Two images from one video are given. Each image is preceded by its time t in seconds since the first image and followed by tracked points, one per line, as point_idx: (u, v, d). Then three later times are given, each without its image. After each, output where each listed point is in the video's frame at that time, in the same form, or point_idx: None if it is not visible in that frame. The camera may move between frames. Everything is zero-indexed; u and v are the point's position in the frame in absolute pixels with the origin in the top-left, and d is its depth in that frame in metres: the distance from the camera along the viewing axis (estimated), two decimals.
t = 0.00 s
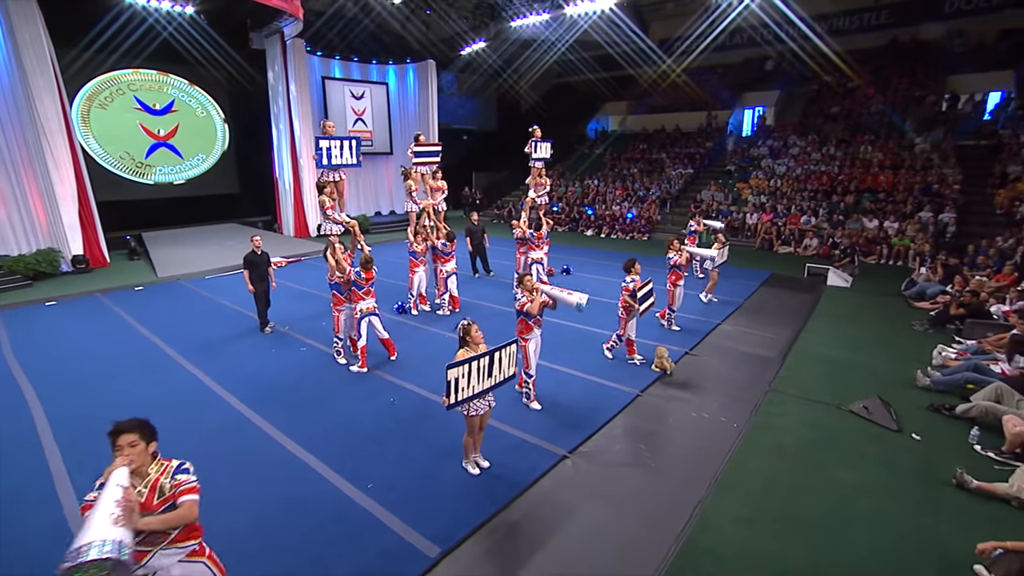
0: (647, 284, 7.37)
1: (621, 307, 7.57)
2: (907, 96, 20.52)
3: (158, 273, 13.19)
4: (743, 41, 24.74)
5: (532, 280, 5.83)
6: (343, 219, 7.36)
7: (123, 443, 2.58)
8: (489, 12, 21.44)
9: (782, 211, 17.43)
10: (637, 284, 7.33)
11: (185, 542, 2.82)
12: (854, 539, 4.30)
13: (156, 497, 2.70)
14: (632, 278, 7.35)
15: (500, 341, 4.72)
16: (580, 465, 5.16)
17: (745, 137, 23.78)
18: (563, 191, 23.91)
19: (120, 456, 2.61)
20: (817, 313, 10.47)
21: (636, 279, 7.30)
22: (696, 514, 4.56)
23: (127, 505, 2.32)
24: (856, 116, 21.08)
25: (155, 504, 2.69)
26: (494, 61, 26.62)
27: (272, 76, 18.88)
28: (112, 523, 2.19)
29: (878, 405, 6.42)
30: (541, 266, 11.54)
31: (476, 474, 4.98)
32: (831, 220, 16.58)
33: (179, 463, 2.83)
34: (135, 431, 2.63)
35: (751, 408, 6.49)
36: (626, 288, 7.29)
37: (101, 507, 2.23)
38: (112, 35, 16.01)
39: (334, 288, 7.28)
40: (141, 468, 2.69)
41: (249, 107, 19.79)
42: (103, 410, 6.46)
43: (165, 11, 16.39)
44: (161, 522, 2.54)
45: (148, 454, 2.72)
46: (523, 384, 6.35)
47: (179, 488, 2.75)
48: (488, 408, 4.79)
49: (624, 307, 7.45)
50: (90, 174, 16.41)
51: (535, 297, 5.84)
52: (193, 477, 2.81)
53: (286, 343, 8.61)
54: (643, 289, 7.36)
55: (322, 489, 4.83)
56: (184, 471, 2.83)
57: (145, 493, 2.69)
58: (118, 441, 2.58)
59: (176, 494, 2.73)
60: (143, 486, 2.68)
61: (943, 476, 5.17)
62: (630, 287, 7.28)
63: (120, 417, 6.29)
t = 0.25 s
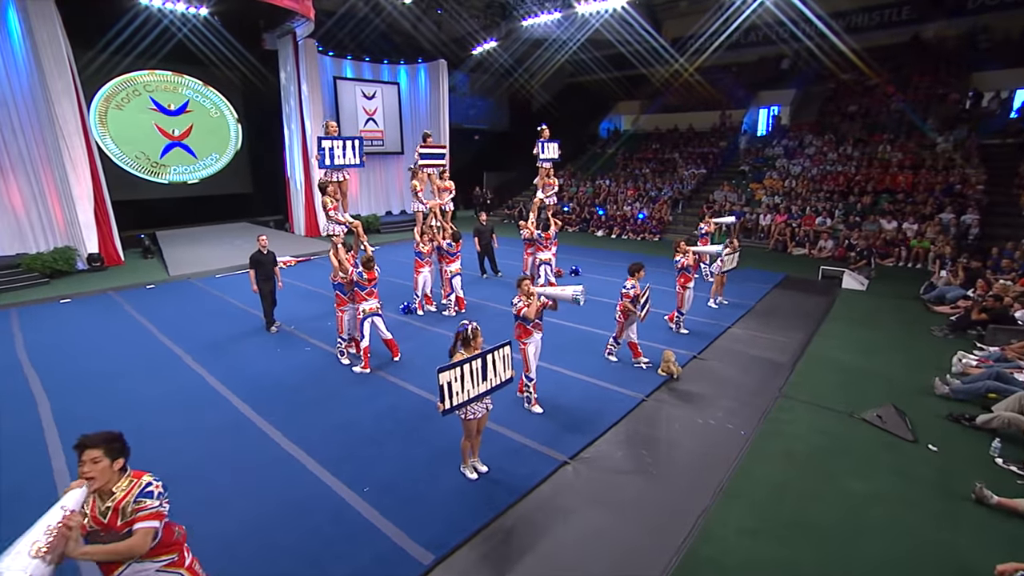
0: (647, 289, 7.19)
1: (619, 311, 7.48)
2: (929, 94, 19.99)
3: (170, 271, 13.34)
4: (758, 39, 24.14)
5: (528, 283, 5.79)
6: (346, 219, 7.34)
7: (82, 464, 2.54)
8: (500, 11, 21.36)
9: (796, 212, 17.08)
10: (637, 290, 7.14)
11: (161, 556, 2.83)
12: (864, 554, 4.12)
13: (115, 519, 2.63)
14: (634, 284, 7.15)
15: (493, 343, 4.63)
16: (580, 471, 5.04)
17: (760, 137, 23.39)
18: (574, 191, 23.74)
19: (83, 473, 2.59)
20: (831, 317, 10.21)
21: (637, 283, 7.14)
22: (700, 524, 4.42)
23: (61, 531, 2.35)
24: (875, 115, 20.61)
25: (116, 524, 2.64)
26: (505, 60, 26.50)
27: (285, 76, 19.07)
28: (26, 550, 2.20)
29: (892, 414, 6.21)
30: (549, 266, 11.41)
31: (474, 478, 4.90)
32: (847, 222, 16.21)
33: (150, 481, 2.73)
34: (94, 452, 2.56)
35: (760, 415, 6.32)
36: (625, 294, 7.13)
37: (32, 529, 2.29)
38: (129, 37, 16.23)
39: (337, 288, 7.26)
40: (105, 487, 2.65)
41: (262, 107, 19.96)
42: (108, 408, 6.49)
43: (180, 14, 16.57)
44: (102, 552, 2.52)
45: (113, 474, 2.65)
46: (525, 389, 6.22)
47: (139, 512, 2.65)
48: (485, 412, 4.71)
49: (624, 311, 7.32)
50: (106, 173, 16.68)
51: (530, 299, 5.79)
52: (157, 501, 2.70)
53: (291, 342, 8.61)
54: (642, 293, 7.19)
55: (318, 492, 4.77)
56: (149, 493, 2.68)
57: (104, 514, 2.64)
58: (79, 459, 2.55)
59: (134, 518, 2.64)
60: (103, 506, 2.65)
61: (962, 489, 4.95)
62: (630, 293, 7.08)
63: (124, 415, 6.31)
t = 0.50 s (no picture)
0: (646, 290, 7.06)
1: (619, 313, 7.34)
2: (953, 92, 19.42)
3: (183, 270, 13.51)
4: (775, 37, 24.09)
5: (528, 283, 5.68)
6: (349, 219, 7.43)
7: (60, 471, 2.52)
8: (513, 11, 21.28)
9: (812, 213, 16.73)
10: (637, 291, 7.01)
11: (142, 563, 2.82)
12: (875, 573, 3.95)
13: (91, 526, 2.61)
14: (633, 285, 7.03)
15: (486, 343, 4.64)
16: (581, 477, 4.94)
17: (776, 136, 22.97)
18: (586, 191, 23.57)
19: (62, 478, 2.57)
20: (847, 321, 9.94)
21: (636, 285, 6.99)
22: (702, 536, 4.28)
23: (30, 540, 2.36)
24: (896, 114, 20.10)
25: (95, 530, 2.62)
26: (518, 58, 26.33)
27: (298, 76, 19.18)
28: None
29: (909, 423, 6.00)
30: (558, 268, 11.29)
31: (472, 483, 4.82)
32: (865, 223, 15.82)
33: (133, 487, 2.69)
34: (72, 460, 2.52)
35: (769, 421, 6.15)
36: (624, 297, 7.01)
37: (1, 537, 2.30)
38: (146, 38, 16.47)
39: (341, 288, 7.26)
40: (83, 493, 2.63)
41: (276, 107, 20.14)
42: (114, 406, 6.55)
43: (196, 15, 16.75)
44: (75, 561, 2.49)
45: (93, 481, 2.63)
46: (528, 392, 6.08)
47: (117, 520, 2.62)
48: (483, 414, 4.68)
49: (624, 313, 7.18)
50: (124, 172, 16.98)
51: (530, 301, 5.68)
52: (136, 508, 2.65)
53: (297, 342, 8.63)
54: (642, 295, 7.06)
55: (315, 494, 4.74)
56: (129, 499, 2.65)
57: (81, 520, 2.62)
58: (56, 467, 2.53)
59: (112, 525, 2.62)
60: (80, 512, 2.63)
61: (981, 505, 4.75)
62: (628, 295, 6.98)
63: (129, 413, 6.35)
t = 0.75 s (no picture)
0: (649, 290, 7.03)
1: (620, 315, 7.34)
2: (978, 89, 18.86)
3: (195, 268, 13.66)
4: (791, 35, 23.74)
5: (529, 282, 5.74)
6: (353, 218, 7.49)
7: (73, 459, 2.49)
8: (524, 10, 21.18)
9: (828, 214, 16.38)
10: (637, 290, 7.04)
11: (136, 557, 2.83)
12: None
13: (103, 515, 2.58)
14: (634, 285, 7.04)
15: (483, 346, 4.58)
16: (580, 482, 4.84)
17: (792, 136, 22.56)
18: (598, 191, 23.39)
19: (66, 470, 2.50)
20: (863, 325, 9.66)
21: (637, 285, 7.00)
22: (703, 546, 4.16)
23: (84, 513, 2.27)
24: (917, 112, 19.59)
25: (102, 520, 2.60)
26: (529, 58, 26.14)
27: (309, 77, 19.29)
28: (68, 530, 2.11)
29: (924, 433, 5.79)
30: (566, 269, 11.17)
31: (470, 487, 4.76)
32: (883, 224, 15.44)
33: (133, 475, 2.73)
34: (81, 445, 2.53)
35: (776, 428, 5.99)
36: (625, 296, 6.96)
37: (59, 516, 2.16)
38: (161, 40, 16.68)
39: (344, 288, 7.36)
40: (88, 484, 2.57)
41: (288, 107, 20.31)
42: (120, 404, 6.62)
43: (210, 16, 16.88)
44: (118, 533, 2.48)
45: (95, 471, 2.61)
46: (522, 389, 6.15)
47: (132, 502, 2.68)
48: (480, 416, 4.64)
49: (624, 315, 7.18)
50: (140, 171, 17.26)
51: (531, 299, 5.72)
52: (146, 489, 2.72)
53: (302, 341, 8.65)
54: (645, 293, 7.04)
55: (310, 496, 4.72)
56: (136, 482, 2.72)
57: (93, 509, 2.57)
58: (66, 456, 2.49)
59: (127, 507, 2.65)
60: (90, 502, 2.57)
61: (1000, 521, 4.54)
62: (629, 295, 7.02)
63: (134, 411, 6.40)
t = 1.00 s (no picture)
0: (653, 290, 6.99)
1: (624, 317, 7.32)
2: (1002, 87, 18.34)
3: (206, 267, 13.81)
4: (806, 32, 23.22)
5: (525, 283, 5.67)
6: (356, 218, 7.51)
7: (85, 457, 2.53)
8: (535, 9, 21.09)
9: (843, 215, 16.04)
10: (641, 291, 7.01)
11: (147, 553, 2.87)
12: None
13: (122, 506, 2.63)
14: (637, 287, 7.03)
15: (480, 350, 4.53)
16: (578, 489, 4.75)
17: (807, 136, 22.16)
18: (608, 191, 23.20)
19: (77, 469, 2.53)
20: (876, 330, 9.43)
21: (640, 286, 6.97)
22: (701, 558, 4.05)
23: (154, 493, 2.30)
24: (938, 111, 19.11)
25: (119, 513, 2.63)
26: (540, 58, 25.99)
27: (321, 77, 19.36)
28: (166, 510, 2.18)
29: (938, 443, 5.60)
30: (572, 269, 11.08)
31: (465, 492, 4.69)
32: (900, 226, 15.08)
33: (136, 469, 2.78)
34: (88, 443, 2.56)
35: (782, 435, 5.84)
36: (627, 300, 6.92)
37: (139, 506, 2.17)
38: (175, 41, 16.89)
39: (346, 288, 7.45)
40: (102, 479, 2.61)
41: (300, 108, 20.47)
42: (125, 401, 6.68)
43: (224, 17, 17.25)
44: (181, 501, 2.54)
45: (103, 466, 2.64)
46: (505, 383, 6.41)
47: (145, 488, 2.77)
48: (476, 420, 4.58)
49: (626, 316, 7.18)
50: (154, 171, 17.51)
51: (526, 300, 5.71)
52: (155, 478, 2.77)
53: (307, 340, 8.68)
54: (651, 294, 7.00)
55: (305, 498, 4.69)
56: (144, 474, 2.75)
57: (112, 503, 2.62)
58: (75, 455, 2.50)
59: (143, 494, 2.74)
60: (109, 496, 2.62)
61: (1018, 537, 4.36)
62: (631, 297, 6.98)
63: (138, 409, 6.46)
